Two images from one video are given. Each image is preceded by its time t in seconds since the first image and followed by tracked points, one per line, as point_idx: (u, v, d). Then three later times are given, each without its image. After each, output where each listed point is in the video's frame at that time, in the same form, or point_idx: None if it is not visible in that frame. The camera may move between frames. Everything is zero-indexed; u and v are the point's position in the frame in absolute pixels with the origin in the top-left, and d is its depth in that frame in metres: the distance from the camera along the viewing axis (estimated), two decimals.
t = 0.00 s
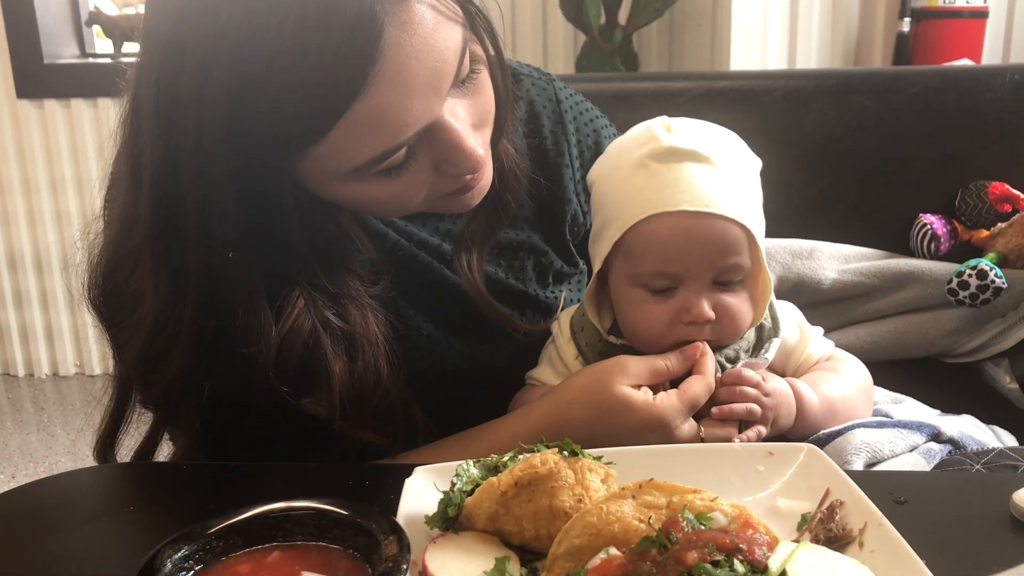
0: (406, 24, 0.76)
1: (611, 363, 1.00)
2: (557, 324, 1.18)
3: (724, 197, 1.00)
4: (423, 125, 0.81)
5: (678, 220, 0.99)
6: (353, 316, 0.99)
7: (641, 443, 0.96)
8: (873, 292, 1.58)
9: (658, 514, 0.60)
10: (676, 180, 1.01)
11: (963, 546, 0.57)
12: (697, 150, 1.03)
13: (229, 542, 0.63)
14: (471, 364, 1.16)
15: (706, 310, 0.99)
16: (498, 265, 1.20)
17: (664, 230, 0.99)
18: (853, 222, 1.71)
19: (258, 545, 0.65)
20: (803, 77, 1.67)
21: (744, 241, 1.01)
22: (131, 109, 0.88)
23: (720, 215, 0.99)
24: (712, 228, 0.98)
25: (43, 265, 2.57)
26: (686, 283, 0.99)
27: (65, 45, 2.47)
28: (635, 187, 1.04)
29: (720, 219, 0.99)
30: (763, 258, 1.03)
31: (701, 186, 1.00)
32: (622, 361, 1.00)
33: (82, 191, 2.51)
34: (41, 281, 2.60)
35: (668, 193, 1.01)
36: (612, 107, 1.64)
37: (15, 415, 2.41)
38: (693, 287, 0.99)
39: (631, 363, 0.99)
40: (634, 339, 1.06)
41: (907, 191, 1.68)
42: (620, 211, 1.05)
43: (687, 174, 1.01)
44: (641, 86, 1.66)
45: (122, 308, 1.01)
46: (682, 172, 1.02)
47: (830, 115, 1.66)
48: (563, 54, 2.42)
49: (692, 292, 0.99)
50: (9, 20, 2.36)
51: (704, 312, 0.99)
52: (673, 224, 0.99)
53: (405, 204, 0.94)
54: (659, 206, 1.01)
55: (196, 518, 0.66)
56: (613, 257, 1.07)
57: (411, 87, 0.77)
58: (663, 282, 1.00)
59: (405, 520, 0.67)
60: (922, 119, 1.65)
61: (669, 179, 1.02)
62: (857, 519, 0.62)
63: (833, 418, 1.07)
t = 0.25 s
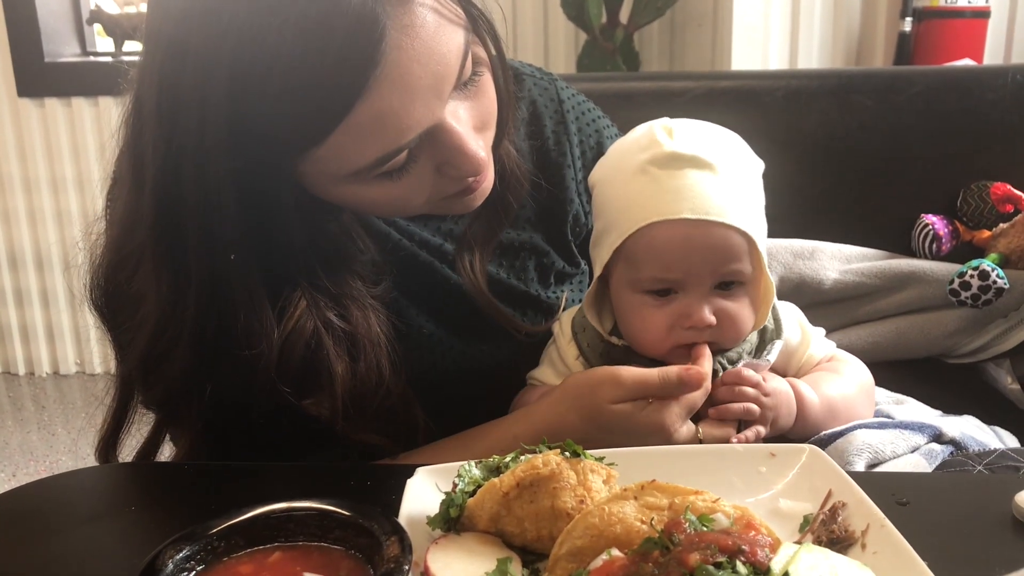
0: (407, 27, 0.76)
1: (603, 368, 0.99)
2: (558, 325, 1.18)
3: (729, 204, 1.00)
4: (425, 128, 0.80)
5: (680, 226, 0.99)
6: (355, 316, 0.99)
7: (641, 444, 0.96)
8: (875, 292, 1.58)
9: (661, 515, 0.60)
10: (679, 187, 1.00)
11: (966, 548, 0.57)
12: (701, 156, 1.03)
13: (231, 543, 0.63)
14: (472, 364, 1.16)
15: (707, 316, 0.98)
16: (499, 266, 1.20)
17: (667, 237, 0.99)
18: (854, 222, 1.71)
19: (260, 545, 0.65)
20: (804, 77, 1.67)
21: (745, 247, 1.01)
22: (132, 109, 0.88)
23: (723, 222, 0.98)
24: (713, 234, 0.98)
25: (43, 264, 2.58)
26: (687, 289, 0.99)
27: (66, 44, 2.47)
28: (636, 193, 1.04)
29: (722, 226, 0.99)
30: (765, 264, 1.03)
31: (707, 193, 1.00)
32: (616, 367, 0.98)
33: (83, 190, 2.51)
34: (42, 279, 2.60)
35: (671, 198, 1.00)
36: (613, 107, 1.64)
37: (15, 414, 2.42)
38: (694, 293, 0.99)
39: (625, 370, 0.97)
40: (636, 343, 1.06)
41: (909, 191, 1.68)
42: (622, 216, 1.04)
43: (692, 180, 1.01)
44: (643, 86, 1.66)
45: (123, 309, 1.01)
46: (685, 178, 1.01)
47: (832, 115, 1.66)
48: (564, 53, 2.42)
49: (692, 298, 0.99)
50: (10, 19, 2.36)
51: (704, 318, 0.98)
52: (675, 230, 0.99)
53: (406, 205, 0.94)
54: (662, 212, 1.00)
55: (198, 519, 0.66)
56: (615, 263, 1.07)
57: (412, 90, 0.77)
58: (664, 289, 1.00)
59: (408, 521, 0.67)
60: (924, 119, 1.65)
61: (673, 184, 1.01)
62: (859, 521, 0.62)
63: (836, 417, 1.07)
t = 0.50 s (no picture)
0: (408, 30, 0.76)
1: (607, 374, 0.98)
2: (559, 325, 1.18)
3: (733, 210, 1.00)
4: (423, 132, 0.80)
5: (681, 231, 0.99)
6: (356, 316, 1.00)
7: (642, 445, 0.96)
8: (877, 293, 1.58)
9: (663, 517, 0.61)
10: (682, 192, 1.00)
11: (967, 549, 0.57)
12: (705, 161, 1.02)
13: (234, 543, 0.63)
14: (474, 364, 1.16)
15: (710, 320, 0.98)
16: (502, 266, 1.20)
17: (670, 241, 0.99)
18: (856, 222, 1.71)
19: (263, 545, 0.65)
20: (806, 77, 1.67)
21: (749, 252, 1.01)
22: (135, 109, 0.88)
23: (727, 228, 0.98)
24: (716, 238, 0.98)
25: (45, 263, 2.58)
26: (690, 292, 0.99)
27: (68, 43, 2.48)
28: (639, 198, 1.03)
29: (726, 231, 0.99)
30: (768, 266, 1.03)
31: (712, 200, 0.99)
32: (620, 374, 0.98)
33: (85, 188, 2.51)
34: (44, 278, 2.60)
35: (674, 204, 1.00)
36: (615, 107, 1.64)
37: (17, 412, 2.42)
38: (697, 297, 0.99)
39: (628, 377, 0.96)
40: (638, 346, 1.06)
41: (911, 191, 1.68)
42: (625, 221, 1.04)
43: (695, 185, 1.00)
44: (645, 86, 1.66)
45: (125, 308, 1.02)
46: (688, 183, 1.01)
47: (834, 115, 1.66)
48: (567, 52, 2.42)
49: (695, 302, 0.99)
50: (13, 18, 2.36)
51: (709, 322, 0.98)
52: (678, 236, 0.99)
53: (407, 206, 0.94)
54: (665, 217, 1.00)
55: (200, 518, 0.66)
56: (618, 268, 1.07)
57: (412, 93, 0.77)
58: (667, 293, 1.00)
59: (410, 522, 0.67)
60: (926, 119, 1.65)
61: (676, 190, 1.01)
62: (861, 522, 0.62)
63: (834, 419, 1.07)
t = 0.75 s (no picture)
0: (408, 32, 0.76)
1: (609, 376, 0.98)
2: (560, 325, 1.18)
3: (740, 220, 0.99)
4: (423, 134, 0.80)
5: (686, 243, 0.98)
6: (357, 317, 1.00)
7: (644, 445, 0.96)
8: (878, 293, 1.58)
9: (664, 517, 0.61)
10: (688, 203, 0.99)
11: (969, 550, 0.57)
12: (712, 171, 1.01)
13: (235, 542, 0.63)
14: (475, 364, 1.16)
15: (714, 328, 0.99)
16: (503, 266, 1.21)
17: (674, 250, 0.99)
18: (858, 223, 1.71)
19: (265, 544, 0.65)
20: (808, 77, 1.67)
21: (754, 262, 1.00)
22: (136, 109, 0.88)
23: (734, 240, 0.98)
24: (721, 250, 0.98)
25: (47, 262, 2.59)
26: (694, 300, 0.99)
27: (70, 41, 2.48)
28: (643, 209, 1.02)
29: (733, 243, 0.98)
30: (771, 277, 1.02)
31: (720, 211, 0.98)
32: (622, 376, 0.98)
33: (86, 187, 2.52)
34: (46, 276, 2.61)
35: (680, 216, 0.99)
36: (617, 106, 1.64)
37: (19, 410, 2.42)
38: (700, 305, 0.99)
39: (631, 379, 0.96)
40: (639, 349, 1.06)
41: (912, 191, 1.68)
42: (630, 231, 1.03)
43: (702, 197, 0.99)
44: (647, 86, 1.66)
45: (127, 309, 1.02)
46: (695, 194, 0.99)
47: (836, 115, 1.66)
48: (568, 52, 2.43)
49: (699, 310, 0.99)
50: (14, 17, 2.37)
51: (712, 330, 0.98)
52: (682, 247, 0.98)
53: (408, 207, 0.94)
54: (670, 228, 0.99)
55: (202, 518, 0.67)
56: (622, 273, 1.07)
57: (412, 96, 0.77)
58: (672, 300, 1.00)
59: (411, 521, 0.67)
60: (927, 120, 1.65)
61: (682, 201, 0.99)
62: (863, 522, 0.62)
63: (835, 420, 1.07)
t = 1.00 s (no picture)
0: (409, 33, 0.76)
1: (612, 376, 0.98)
2: (563, 324, 1.18)
3: (746, 224, 0.99)
4: (425, 135, 0.80)
5: (691, 246, 0.98)
6: (360, 318, 1.00)
7: (646, 446, 0.96)
8: (881, 293, 1.58)
9: (667, 517, 0.61)
10: (693, 206, 0.99)
11: (973, 551, 0.57)
12: (718, 175, 1.00)
13: (238, 542, 0.64)
14: (477, 363, 1.16)
15: (718, 331, 0.99)
16: (505, 266, 1.21)
17: (679, 254, 0.98)
18: (861, 222, 1.71)
19: (267, 544, 0.65)
20: (811, 77, 1.67)
21: (759, 265, 1.00)
22: (139, 109, 0.88)
23: (740, 244, 0.98)
24: (726, 254, 0.97)
25: (50, 260, 2.59)
26: (698, 303, 0.99)
27: (72, 40, 2.48)
28: (649, 211, 1.02)
29: (738, 247, 0.98)
30: (775, 280, 1.02)
31: (727, 216, 0.98)
32: (625, 376, 0.97)
33: (89, 186, 2.52)
34: (49, 275, 2.61)
35: (686, 220, 0.99)
36: (620, 106, 1.64)
37: (21, 409, 2.43)
38: (705, 308, 0.99)
39: (634, 380, 0.95)
40: (642, 350, 1.06)
41: (915, 191, 1.68)
42: (634, 233, 1.03)
43: (708, 201, 0.99)
44: (649, 86, 1.66)
45: (130, 309, 1.02)
46: (700, 198, 0.99)
47: (839, 115, 1.65)
48: (571, 51, 2.42)
49: (703, 313, 0.99)
50: (17, 17, 2.37)
51: (716, 333, 0.99)
52: (687, 251, 0.98)
53: (410, 208, 0.94)
54: (675, 232, 0.99)
55: (204, 517, 0.67)
56: (626, 275, 1.07)
57: (413, 97, 0.77)
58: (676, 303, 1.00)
59: (414, 521, 0.67)
60: (931, 119, 1.64)
61: (688, 204, 0.99)
62: (866, 523, 0.62)
63: (835, 420, 1.07)
